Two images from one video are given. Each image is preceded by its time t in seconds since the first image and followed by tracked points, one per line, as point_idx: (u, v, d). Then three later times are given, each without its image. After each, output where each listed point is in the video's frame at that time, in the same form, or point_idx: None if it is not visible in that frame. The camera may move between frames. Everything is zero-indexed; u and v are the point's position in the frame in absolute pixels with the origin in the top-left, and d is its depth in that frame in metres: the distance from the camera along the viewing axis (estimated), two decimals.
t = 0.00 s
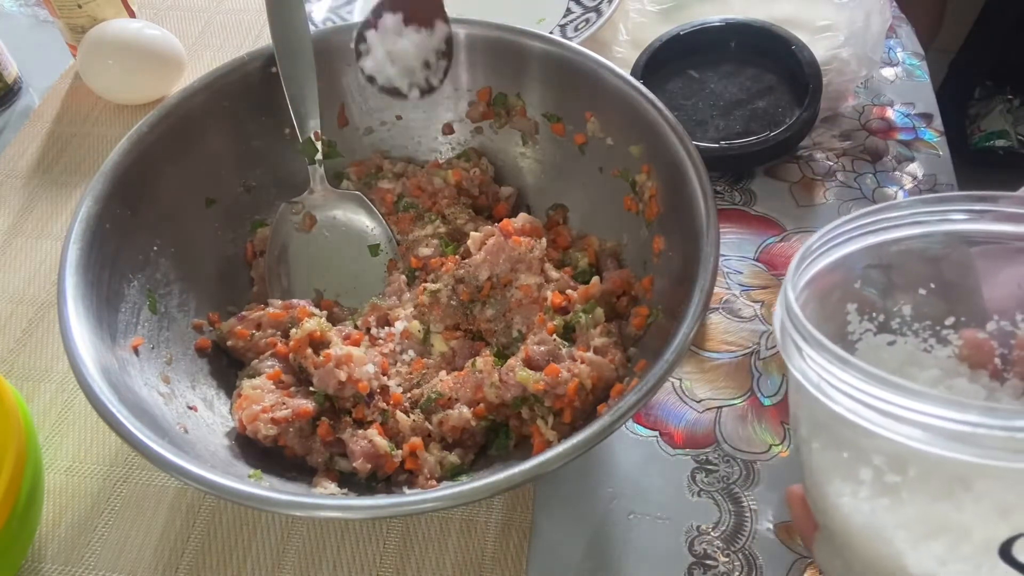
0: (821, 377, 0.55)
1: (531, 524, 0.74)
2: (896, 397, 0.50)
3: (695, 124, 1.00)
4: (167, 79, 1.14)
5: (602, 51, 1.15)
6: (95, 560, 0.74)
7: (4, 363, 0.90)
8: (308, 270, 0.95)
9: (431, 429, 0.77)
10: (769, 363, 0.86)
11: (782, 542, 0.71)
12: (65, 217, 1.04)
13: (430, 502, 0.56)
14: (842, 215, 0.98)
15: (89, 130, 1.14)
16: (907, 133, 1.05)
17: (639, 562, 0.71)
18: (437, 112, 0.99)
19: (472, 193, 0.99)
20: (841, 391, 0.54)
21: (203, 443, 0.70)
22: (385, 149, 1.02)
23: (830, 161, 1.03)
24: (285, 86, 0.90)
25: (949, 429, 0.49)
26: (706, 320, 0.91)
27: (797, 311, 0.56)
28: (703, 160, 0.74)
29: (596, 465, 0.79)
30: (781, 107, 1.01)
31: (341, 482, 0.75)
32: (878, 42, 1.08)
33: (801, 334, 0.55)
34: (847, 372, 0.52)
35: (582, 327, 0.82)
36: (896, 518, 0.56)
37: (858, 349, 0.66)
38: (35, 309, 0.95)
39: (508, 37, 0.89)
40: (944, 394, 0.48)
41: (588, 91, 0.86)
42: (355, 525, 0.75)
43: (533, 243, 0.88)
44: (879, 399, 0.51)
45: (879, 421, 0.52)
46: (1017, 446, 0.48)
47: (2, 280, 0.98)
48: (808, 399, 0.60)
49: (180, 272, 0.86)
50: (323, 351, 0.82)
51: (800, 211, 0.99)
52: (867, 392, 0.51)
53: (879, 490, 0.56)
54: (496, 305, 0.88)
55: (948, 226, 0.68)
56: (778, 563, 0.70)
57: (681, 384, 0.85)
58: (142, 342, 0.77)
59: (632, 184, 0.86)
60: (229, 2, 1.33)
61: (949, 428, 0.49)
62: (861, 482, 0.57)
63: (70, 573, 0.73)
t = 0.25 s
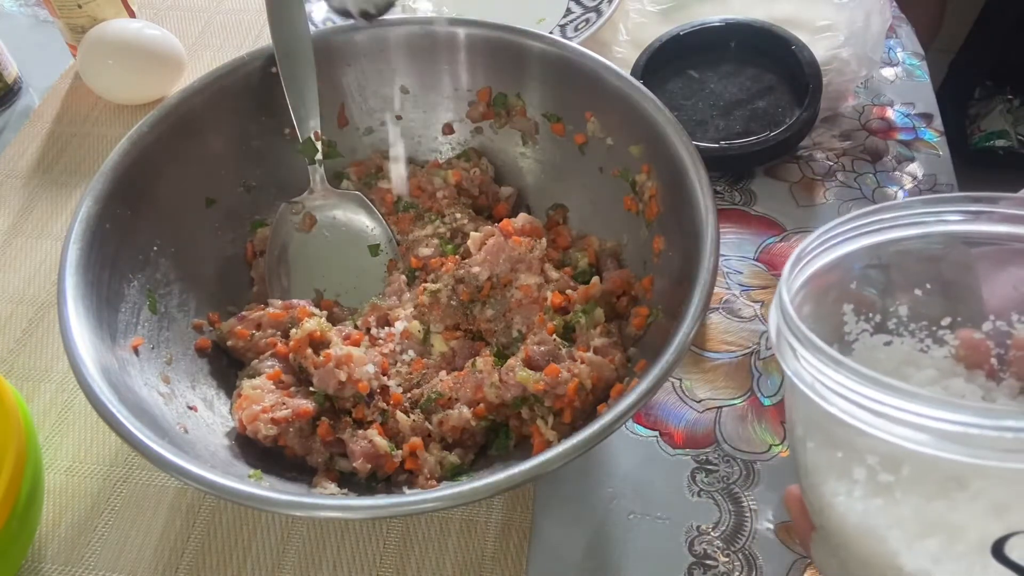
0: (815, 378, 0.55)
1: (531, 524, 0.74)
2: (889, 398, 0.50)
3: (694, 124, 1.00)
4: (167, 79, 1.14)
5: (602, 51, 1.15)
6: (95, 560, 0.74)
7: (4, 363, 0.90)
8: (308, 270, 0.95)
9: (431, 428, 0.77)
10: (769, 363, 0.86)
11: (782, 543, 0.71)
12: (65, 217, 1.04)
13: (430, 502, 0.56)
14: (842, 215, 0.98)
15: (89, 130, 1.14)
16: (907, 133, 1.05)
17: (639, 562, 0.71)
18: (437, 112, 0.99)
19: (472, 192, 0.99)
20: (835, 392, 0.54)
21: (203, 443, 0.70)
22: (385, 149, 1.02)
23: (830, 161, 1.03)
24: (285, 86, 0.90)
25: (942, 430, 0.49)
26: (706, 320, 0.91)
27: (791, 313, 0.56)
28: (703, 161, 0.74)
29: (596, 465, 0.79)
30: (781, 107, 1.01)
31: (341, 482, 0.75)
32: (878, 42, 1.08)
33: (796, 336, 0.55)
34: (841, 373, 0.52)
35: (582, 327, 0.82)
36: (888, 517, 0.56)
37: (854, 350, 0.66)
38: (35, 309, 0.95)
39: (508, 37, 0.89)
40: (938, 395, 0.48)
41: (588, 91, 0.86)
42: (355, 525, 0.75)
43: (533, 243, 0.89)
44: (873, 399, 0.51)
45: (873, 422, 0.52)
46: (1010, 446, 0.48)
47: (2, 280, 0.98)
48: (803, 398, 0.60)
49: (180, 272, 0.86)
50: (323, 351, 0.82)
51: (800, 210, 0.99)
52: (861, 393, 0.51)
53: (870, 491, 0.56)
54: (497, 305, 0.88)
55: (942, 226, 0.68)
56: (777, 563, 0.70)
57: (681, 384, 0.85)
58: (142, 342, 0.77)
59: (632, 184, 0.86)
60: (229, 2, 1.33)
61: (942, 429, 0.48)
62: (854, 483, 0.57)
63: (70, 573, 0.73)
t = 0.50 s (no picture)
0: (812, 376, 0.55)
1: (531, 524, 0.74)
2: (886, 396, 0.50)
3: (694, 124, 1.00)
4: (167, 79, 1.14)
5: (602, 51, 1.15)
6: (95, 560, 0.74)
7: (4, 363, 0.90)
8: (308, 270, 0.95)
9: (431, 428, 0.77)
10: (770, 363, 0.86)
11: (782, 543, 0.71)
12: (65, 216, 1.04)
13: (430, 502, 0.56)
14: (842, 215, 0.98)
15: (89, 130, 1.14)
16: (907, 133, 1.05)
17: (639, 562, 0.71)
18: (437, 112, 0.99)
19: (472, 193, 0.99)
20: (833, 391, 0.54)
21: (203, 443, 0.70)
22: (385, 149, 1.02)
23: (830, 161, 1.03)
24: (285, 86, 0.90)
25: (940, 428, 0.49)
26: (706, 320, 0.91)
27: (789, 311, 0.55)
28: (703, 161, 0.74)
29: (596, 465, 0.79)
30: (781, 107, 1.01)
31: (341, 482, 0.75)
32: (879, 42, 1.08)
33: (794, 334, 0.55)
34: (838, 372, 0.52)
35: (581, 327, 0.82)
36: (885, 515, 0.56)
37: (852, 348, 0.66)
38: (35, 309, 0.95)
39: (508, 37, 0.89)
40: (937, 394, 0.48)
41: (589, 91, 0.86)
42: (355, 525, 0.75)
43: (533, 243, 0.89)
44: (870, 398, 0.51)
45: (871, 420, 0.52)
46: (1007, 445, 0.47)
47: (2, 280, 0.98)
48: (800, 396, 0.60)
49: (180, 272, 0.86)
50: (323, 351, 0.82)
51: (800, 210, 0.99)
52: (858, 391, 0.51)
53: (868, 488, 0.56)
54: (497, 305, 0.88)
55: (941, 224, 0.67)
56: (778, 563, 0.70)
57: (681, 384, 0.85)
58: (142, 342, 0.77)
59: (632, 184, 0.86)
60: (229, 2, 1.33)
61: (941, 428, 0.48)
62: (851, 480, 0.58)
63: (70, 573, 0.73)
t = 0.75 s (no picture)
0: (813, 386, 0.55)
1: (531, 523, 0.74)
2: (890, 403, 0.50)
3: (694, 124, 1.00)
4: (167, 79, 1.15)
5: (602, 51, 1.15)
6: (95, 560, 0.74)
7: (4, 363, 0.90)
8: (308, 270, 0.95)
9: (431, 428, 0.77)
10: (770, 363, 0.86)
11: (782, 543, 0.71)
12: (65, 217, 1.04)
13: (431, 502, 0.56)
14: (842, 215, 0.98)
15: (89, 130, 1.14)
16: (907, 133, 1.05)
17: (639, 562, 0.71)
18: (437, 112, 0.99)
19: (472, 193, 0.99)
20: (834, 401, 0.54)
21: (203, 443, 0.70)
22: (385, 149, 1.02)
23: (830, 161, 1.03)
24: (285, 86, 0.90)
25: (940, 440, 0.49)
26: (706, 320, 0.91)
27: (789, 319, 0.56)
28: (703, 161, 0.74)
29: (596, 465, 0.79)
30: (781, 107, 1.01)
31: (341, 482, 0.75)
32: (879, 42, 1.08)
33: (794, 344, 0.55)
34: (839, 382, 0.52)
35: (581, 327, 0.82)
36: (885, 521, 0.56)
37: (852, 354, 0.66)
38: (35, 309, 0.95)
39: (508, 37, 0.89)
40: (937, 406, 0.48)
41: (589, 91, 0.86)
42: (355, 525, 0.75)
43: (533, 243, 0.89)
44: (870, 407, 0.51)
45: (872, 431, 0.52)
46: (1008, 458, 0.47)
47: (2, 280, 0.98)
48: (800, 404, 0.60)
49: (180, 272, 0.86)
50: (323, 351, 0.82)
51: (800, 210, 0.99)
52: (857, 400, 0.51)
53: (870, 494, 0.56)
54: (496, 305, 0.88)
55: (943, 230, 0.68)
56: (778, 563, 0.70)
57: (681, 384, 0.85)
58: (142, 342, 0.77)
59: (632, 184, 0.86)
60: (229, 2, 1.33)
61: (941, 439, 0.48)
62: (853, 491, 0.57)
63: (70, 573, 0.73)
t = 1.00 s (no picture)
0: (818, 403, 0.55)
1: (531, 523, 0.74)
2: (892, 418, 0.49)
3: (695, 123, 1.00)
4: (167, 79, 1.15)
5: (602, 51, 1.15)
6: (95, 560, 0.74)
7: (4, 363, 0.90)
8: (308, 269, 0.95)
9: (431, 428, 0.77)
10: (770, 363, 0.86)
11: (782, 543, 0.71)
12: (65, 217, 1.04)
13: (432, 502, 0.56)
14: (842, 215, 0.98)
15: (89, 130, 1.14)
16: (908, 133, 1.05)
17: (640, 562, 0.71)
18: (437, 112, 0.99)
19: (472, 193, 0.99)
20: (839, 418, 0.54)
21: (203, 443, 0.70)
22: (385, 149, 1.02)
23: (830, 161, 1.03)
24: (285, 86, 0.90)
25: (946, 461, 0.48)
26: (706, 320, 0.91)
27: (793, 334, 0.55)
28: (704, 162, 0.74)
29: (596, 465, 0.79)
30: (781, 107, 1.01)
31: (341, 482, 0.75)
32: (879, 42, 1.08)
33: (799, 360, 0.55)
34: (844, 400, 0.52)
35: (581, 326, 0.82)
36: (885, 522, 0.56)
37: (856, 364, 0.66)
38: (35, 309, 0.95)
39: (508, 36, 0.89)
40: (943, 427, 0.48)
41: (589, 91, 0.86)
42: (355, 526, 0.75)
43: (533, 243, 0.88)
44: (875, 425, 0.50)
45: (879, 448, 0.52)
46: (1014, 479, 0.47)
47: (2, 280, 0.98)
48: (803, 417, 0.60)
49: (180, 272, 0.86)
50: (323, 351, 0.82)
51: (799, 210, 0.99)
52: (862, 418, 0.51)
53: (870, 496, 0.56)
54: (497, 305, 0.88)
55: (948, 240, 0.68)
56: (778, 563, 0.70)
57: (681, 384, 0.85)
58: (142, 342, 0.77)
59: (632, 184, 0.86)
60: (229, 2, 1.33)
61: (946, 460, 0.48)
62: (857, 500, 0.57)
63: (70, 573, 0.73)
